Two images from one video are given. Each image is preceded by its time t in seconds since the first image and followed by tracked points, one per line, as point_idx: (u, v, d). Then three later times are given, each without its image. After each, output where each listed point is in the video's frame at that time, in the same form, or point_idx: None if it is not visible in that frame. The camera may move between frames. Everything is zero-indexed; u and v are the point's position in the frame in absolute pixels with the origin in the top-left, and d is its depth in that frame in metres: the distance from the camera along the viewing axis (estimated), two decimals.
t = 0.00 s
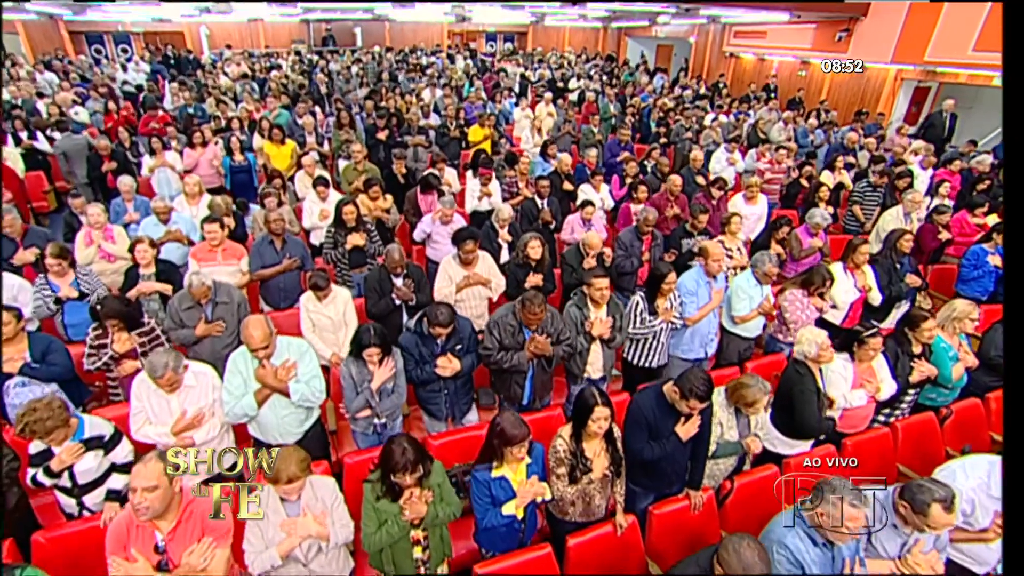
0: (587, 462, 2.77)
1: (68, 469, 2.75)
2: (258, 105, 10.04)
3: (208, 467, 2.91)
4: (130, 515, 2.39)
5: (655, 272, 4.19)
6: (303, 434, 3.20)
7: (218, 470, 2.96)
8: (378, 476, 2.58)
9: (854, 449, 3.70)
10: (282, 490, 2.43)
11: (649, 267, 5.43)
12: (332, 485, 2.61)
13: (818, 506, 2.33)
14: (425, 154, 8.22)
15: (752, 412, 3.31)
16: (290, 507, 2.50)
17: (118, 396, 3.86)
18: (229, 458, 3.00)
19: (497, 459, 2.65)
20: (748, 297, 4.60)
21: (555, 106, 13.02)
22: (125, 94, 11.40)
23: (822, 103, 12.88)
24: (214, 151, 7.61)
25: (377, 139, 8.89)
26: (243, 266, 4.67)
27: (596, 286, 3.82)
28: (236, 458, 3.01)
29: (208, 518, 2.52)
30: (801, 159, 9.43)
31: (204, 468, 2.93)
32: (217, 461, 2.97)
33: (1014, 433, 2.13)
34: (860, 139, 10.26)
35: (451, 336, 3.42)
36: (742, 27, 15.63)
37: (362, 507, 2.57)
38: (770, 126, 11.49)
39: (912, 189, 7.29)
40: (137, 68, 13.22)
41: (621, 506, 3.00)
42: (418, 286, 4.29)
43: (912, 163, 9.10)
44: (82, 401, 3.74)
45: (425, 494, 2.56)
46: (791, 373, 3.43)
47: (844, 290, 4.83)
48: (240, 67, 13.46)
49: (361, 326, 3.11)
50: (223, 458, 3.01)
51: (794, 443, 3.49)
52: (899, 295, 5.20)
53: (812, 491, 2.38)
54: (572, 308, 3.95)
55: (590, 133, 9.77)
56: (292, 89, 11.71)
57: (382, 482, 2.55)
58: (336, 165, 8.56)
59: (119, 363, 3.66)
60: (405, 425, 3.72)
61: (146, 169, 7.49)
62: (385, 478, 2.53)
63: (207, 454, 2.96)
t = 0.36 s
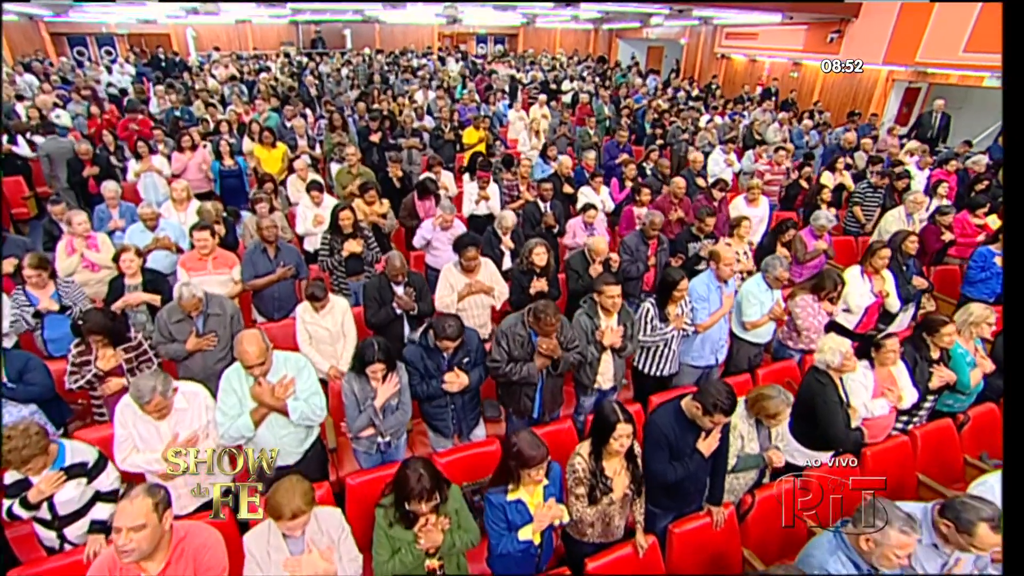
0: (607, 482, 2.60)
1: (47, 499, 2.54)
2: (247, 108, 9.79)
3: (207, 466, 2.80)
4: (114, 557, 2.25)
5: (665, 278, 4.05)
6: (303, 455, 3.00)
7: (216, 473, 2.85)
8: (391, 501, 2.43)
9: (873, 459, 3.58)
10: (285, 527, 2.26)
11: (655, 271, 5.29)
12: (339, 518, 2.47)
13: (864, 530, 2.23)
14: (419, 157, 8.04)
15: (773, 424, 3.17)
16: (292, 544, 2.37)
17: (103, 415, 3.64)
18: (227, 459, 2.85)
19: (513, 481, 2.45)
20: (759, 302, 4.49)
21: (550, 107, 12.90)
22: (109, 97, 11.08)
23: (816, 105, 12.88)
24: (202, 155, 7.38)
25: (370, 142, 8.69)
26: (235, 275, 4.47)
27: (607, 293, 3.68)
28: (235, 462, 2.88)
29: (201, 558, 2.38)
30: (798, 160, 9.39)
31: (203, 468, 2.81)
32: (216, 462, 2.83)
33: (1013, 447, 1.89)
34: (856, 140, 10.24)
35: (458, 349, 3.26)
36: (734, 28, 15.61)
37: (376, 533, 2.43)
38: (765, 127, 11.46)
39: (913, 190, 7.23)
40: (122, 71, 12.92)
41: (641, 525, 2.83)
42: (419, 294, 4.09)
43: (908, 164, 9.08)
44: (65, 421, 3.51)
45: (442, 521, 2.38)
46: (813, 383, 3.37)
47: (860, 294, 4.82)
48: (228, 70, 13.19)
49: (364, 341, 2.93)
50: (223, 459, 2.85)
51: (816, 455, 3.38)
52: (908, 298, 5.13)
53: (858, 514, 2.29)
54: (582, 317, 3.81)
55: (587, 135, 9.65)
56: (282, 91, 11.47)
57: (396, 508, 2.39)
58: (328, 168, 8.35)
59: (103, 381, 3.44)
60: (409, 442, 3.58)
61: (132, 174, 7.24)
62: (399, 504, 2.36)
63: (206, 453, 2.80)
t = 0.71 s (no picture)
0: (637, 503, 2.41)
1: (31, 533, 2.30)
2: (239, 109, 9.54)
3: (206, 466, 2.58)
4: None
5: (683, 283, 3.88)
6: (309, 476, 2.80)
7: (217, 472, 2.63)
8: (413, 530, 2.25)
9: (902, 470, 3.45)
10: (298, 569, 2.19)
11: (667, 275, 5.15)
12: (353, 554, 2.41)
13: (926, 557, 2.07)
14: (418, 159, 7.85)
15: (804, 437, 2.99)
16: None
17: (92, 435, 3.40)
18: (229, 457, 2.62)
19: (539, 508, 2.26)
20: (777, 307, 4.35)
21: (547, 108, 12.75)
22: (96, 99, 10.77)
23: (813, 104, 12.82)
24: (195, 157, 7.17)
25: (367, 143, 8.48)
26: (230, 283, 4.26)
27: (626, 300, 3.53)
28: (237, 459, 2.64)
29: None
30: (801, 160, 9.30)
31: (203, 468, 2.60)
32: (217, 461, 2.60)
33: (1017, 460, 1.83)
34: (858, 139, 10.18)
35: (472, 361, 3.09)
36: (730, 29, 15.55)
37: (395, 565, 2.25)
38: (765, 127, 11.39)
39: (919, 190, 7.15)
40: (109, 72, 12.62)
41: (670, 547, 2.66)
42: (426, 303, 3.91)
43: (911, 164, 9.01)
44: (50, 442, 3.28)
45: (467, 552, 2.21)
46: (844, 392, 3.32)
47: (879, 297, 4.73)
48: (219, 71, 12.92)
49: (374, 355, 2.75)
50: (224, 457, 2.63)
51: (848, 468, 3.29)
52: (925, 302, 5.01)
53: (917, 537, 2.14)
54: (599, 324, 3.65)
55: (587, 136, 9.50)
56: (275, 92, 11.24)
57: (418, 539, 2.21)
58: (323, 171, 8.14)
59: (92, 398, 3.21)
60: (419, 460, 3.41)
61: (121, 177, 7.00)
62: (421, 535, 2.19)
63: (206, 453, 2.60)
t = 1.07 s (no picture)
0: (676, 526, 2.26)
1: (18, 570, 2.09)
2: (233, 110, 9.30)
3: (208, 466, 2.41)
4: None
5: (705, 288, 3.71)
6: (319, 498, 2.61)
7: (218, 472, 2.45)
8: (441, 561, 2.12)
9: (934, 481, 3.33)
10: None
11: (679, 278, 5.00)
12: None
13: None
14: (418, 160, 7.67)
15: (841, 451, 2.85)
16: None
17: (82, 456, 3.17)
18: (230, 458, 2.46)
19: (574, 537, 2.14)
20: (798, 311, 4.21)
21: (546, 108, 12.61)
22: (84, 99, 10.48)
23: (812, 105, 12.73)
24: (188, 159, 6.95)
25: (366, 144, 8.26)
26: (229, 291, 4.08)
27: (648, 307, 3.37)
28: (238, 460, 2.46)
29: None
30: (804, 160, 9.22)
31: (203, 469, 2.42)
32: (217, 462, 2.44)
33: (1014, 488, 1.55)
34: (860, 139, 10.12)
35: (490, 373, 2.93)
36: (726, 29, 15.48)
37: None
38: (766, 127, 11.32)
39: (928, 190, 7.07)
40: (97, 72, 12.31)
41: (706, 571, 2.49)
42: (436, 311, 3.72)
43: (915, 163, 8.93)
44: (37, 463, 3.08)
45: None
46: (880, 402, 3.19)
47: (896, 300, 4.62)
48: (211, 71, 12.65)
49: (388, 370, 2.56)
50: (224, 457, 2.46)
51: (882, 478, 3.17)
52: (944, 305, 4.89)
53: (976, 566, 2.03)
54: (619, 332, 3.48)
55: (588, 137, 9.36)
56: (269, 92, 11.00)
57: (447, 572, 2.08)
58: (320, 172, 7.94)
59: (82, 416, 3.01)
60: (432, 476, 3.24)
61: (112, 179, 6.77)
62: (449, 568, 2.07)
63: (206, 452, 2.43)
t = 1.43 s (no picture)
0: (717, 550, 2.13)
1: None
2: (228, 110, 9.10)
3: (208, 465, 2.25)
4: None
5: (727, 293, 3.58)
6: (332, 520, 2.44)
7: (219, 472, 2.27)
8: None
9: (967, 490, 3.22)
10: None
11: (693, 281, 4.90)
12: None
13: None
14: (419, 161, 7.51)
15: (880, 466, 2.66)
16: None
17: (76, 475, 2.98)
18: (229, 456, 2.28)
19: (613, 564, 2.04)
20: (818, 314, 4.09)
21: (546, 108, 12.51)
22: (75, 100, 10.25)
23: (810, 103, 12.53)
24: (182, 161, 6.77)
25: (366, 145, 8.09)
26: (229, 297, 3.89)
27: (671, 312, 3.24)
28: (238, 457, 2.27)
29: None
30: (808, 160, 9.17)
31: (203, 469, 2.27)
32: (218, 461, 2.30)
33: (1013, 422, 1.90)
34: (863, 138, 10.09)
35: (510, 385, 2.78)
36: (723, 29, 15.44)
37: None
38: (767, 126, 11.29)
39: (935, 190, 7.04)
40: (88, 73, 12.06)
41: None
42: (447, 318, 3.56)
43: (919, 162, 8.89)
44: (26, 483, 2.87)
45: None
46: (913, 409, 3.05)
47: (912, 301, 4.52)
48: (205, 71, 12.44)
49: (406, 384, 2.41)
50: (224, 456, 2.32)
51: (914, 488, 3.07)
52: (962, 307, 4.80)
53: None
54: (639, 338, 3.35)
55: (591, 137, 9.25)
56: (265, 93, 10.81)
57: None
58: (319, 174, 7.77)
59: (76, 433, 2.84)
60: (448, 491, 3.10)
61: (104, 181, 6.58)
62: None
63: (207, 452, 2.29)
